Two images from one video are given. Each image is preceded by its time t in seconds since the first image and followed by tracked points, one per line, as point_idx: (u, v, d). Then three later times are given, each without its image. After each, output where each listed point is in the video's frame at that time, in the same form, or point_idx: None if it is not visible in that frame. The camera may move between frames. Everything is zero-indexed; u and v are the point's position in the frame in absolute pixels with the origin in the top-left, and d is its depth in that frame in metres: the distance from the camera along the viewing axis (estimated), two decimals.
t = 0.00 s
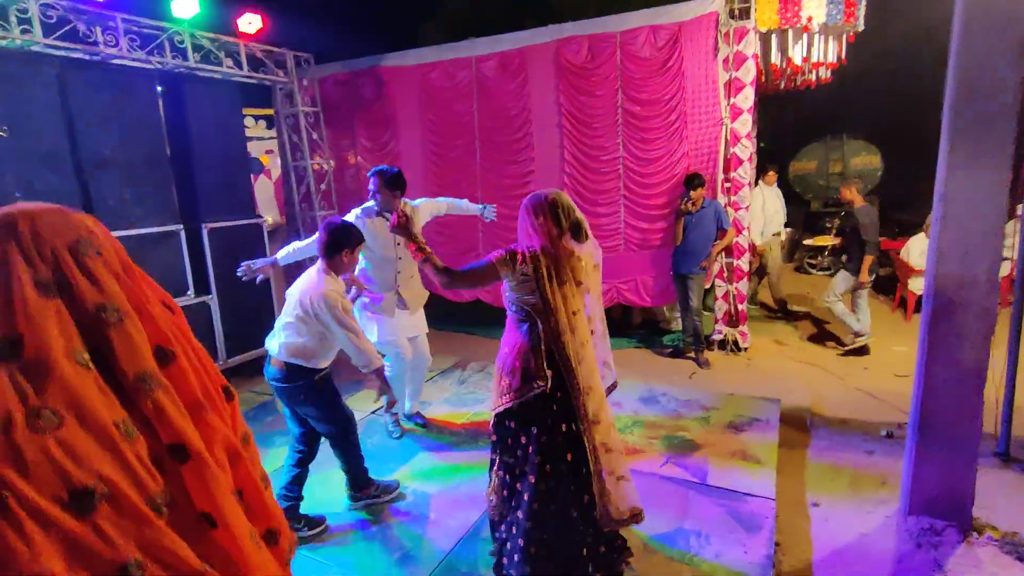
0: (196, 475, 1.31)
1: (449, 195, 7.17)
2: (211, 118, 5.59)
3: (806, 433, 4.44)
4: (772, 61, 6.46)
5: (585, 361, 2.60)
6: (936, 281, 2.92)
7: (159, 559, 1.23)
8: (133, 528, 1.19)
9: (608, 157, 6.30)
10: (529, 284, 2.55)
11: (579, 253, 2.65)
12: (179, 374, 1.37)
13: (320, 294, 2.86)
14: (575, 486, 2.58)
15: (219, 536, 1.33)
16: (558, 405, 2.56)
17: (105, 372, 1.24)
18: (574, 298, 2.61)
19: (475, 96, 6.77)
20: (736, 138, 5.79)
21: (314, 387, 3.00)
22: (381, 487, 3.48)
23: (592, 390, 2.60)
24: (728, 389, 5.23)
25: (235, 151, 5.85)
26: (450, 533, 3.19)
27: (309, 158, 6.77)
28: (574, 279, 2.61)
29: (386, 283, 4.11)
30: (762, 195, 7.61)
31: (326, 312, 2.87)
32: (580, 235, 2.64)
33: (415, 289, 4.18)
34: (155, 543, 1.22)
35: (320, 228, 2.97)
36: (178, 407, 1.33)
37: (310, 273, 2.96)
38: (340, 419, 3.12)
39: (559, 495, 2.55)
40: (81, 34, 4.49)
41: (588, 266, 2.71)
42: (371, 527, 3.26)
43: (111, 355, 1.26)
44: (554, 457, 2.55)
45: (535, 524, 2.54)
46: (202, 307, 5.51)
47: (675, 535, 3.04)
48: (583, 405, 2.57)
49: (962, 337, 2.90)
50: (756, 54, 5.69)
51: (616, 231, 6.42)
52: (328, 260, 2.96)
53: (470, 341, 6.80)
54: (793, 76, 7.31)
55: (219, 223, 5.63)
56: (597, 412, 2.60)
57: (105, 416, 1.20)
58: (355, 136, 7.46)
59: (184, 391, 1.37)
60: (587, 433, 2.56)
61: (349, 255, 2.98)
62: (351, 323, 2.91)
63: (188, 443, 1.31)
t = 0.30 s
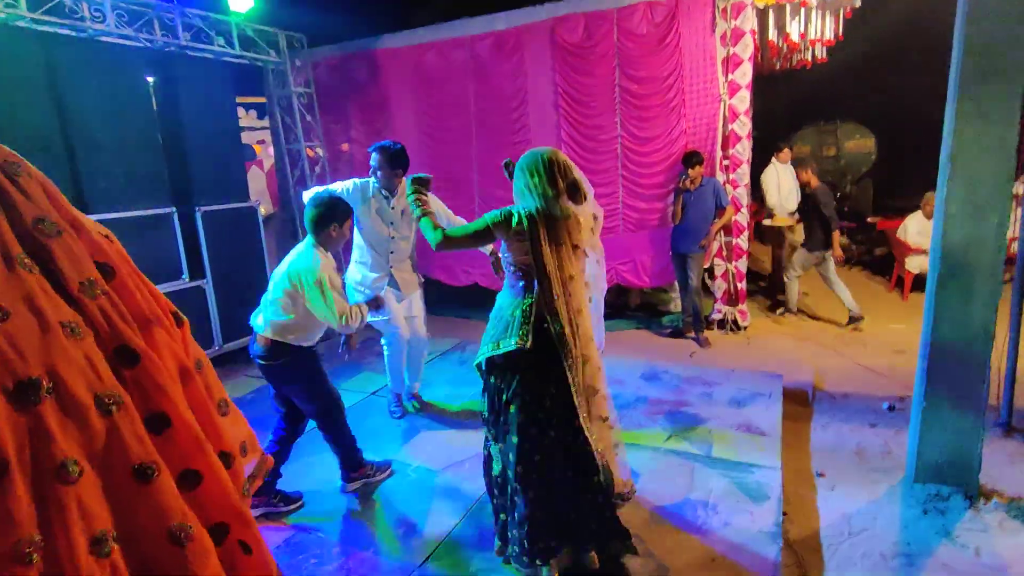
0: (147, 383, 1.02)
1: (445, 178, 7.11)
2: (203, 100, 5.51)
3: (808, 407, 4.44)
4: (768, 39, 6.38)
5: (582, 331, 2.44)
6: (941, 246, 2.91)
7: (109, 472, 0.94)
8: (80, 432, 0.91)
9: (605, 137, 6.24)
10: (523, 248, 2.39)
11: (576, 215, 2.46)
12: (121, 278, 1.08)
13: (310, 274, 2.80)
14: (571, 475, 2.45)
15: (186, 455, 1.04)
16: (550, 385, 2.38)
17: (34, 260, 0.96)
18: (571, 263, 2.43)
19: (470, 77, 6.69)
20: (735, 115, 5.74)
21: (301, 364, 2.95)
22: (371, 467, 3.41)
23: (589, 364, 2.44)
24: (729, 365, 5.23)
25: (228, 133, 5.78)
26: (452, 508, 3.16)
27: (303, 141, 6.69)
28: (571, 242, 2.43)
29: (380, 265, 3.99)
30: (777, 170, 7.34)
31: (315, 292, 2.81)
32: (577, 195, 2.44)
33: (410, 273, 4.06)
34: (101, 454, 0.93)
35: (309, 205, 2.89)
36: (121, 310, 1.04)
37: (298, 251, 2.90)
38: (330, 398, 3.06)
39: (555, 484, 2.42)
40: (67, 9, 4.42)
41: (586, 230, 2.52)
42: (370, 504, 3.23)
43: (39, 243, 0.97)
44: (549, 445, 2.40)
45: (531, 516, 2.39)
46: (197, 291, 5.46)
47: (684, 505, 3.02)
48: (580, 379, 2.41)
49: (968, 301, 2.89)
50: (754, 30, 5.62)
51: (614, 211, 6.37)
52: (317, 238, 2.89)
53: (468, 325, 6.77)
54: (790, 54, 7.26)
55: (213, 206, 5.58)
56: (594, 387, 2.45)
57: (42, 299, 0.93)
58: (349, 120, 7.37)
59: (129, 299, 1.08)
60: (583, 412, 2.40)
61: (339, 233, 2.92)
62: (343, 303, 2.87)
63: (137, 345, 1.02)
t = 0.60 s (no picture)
0: (80, 375, 1.14)
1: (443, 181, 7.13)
2: (200, 105, 5.56)
3: (811, 402, 4.43)
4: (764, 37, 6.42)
5: (578, 323, 2.32)
6: (942, 234, 2.92)
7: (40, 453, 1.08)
8: (19, 421, 1.03)
9: (604, 137, 6.25)
10: (514, 236, 2.31)
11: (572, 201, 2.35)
12: (60, 271, 1.18)
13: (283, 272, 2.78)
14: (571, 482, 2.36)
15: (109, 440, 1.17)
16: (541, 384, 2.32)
17: None
18: (567, 252, 2.32)
19: (467, 79, 6.71)
20: (732, 113, 5.77)
21: (281, 367, 2.87)
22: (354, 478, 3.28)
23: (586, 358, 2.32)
24: (730, 362, 5.23)
25: (225, 138, 5.81)
26: (458, 505, 3.14)
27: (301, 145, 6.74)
28: (568, 230, 2.31)
29: (387, 269, 3.94)
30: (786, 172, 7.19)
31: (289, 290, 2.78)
32: (573, 181, 2.34)
33: (420, 278, 4.01)
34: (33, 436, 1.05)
35: (285, 203, 2.86)
36: (60, 307, 1.14)
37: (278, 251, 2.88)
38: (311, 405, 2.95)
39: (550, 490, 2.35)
40: (65, 12, 4.43)
41: (585, 218, 2.40)
42: (374, 502, 3.20)
43: None
44: (541, 448, 2.35)
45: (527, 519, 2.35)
46: (196, 296, 5.46)
47: (691, 497, 3.01)
48: (576, 374, 2.30)
49: (969, 289, 2.90)
50: (750, 28, 5.64)
51: (613, 210, 6.38)
52: (295, 235, 2.87)
53: (468, 327, 6.77)
54: (785, 53, 7.31)
55: (211, 211, 5.59)
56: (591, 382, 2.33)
57: None
58: (346, 125, 7.39)
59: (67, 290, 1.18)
60: (578, 410, 2.31)
61: (315, 230, 2.86)
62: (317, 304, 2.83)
63: (74, 340, 1.13)
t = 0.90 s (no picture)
0: (43, 351, 1.12)
1: (457, 191, 7.20)
2: (221, 114, 5.71)
3: (828, 413, 4.39)
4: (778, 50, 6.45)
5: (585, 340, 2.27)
6: (960, 241, 2.91)
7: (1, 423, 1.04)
8: None
9: (617, 149, 6.29)
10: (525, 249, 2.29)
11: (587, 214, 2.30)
12: (20, 245, 1.19)
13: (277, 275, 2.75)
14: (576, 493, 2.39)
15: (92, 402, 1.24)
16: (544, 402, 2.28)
17: None
18: (575, 266, 2.25)
19: (482, 91, 6.80)
20: (745, 125, 5.77)
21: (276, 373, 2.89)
22: (355, 489, 3.21)
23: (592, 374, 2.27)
24: (743, 373, 5.20)
25: (244, 146, 5.94)
26: (469, 510, 3.13)
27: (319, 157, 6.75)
28: (581, 244, 2.26)
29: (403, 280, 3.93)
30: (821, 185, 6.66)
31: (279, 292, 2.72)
32: (585, 195, 2.28)
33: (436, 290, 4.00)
34: (31, 403, 1.06)
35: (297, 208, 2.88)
36: (16, 273, 1.14)
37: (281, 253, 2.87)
38: (298, 411, 2.91)
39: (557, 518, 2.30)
40: (94, 22, 4.58)
41: (598, 232, 2.33)
42: (387, 506, 3.20)
43: None
44: (545, 469, 2.32)
45: (526, 540, 2.31)
46: (213, 301, 5.56)
47: (705, 505, 2.99)
48: (577, 388, 2.26)
49: (988, 297, 2.87)
50: (762, 41, 5.68)
51: (626, 221, 6.41)
52: (299, 239, 2.84)
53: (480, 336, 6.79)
54: (799, 66, 7.34)
55: (229, 218, 5.71)
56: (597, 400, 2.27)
57: None
58: (363, 135, 7.51)
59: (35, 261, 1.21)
60: (578, 421, 2.27)
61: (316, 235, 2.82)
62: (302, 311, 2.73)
63: (35, 310, 1.13)
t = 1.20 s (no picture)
0: (57, 358, 1.38)
1: (478, 203, 7.27)
2: (251, 127, 5.87)
3: (852, 431, 4.30)
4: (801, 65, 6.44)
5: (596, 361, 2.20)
6: (989, 257, 2.86)
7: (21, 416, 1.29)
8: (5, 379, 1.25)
9: (638, 163, 6.31)
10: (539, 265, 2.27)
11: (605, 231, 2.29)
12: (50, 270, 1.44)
13: (286, 286, 2.74)
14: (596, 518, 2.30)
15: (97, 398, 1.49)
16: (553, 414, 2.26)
17: None
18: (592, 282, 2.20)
19: (505, 105, 6.88)
20: (768, 139, 5.77)
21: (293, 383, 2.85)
22: (368, 500, 3.19)
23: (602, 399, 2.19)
24: (765, 389, 5.13)
25: (272, 158, 6.09)
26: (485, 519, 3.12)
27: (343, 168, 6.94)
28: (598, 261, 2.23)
29: (429, 290, 3.99)
30: (864, 200, 6.53)
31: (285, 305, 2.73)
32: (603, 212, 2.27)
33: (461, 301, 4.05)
34: (48, 400, 1.32)
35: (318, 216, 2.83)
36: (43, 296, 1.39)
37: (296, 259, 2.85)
38: (314, 421, 2.90)
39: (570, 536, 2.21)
40: (134, 37, 4.79)
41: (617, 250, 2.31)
42: (405, 514, 3.22)
43: None
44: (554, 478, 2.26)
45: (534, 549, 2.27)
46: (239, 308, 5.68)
47: (726, 520, 2.95)
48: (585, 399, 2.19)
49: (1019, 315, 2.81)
50: (787, 56, 5.71)
51: (647, 235, 6.40)
52: (315, 249, 2.82)
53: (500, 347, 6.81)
54: (823, 82, 7.31)
55: (256, 227, 5.85)
56: (605, 426, 2.19)
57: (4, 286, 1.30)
58: (387, 148, 7.65)
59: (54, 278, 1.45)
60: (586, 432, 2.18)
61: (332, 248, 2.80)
62: (310, 324, 2.76)
63: (53, 326, 1.38)
